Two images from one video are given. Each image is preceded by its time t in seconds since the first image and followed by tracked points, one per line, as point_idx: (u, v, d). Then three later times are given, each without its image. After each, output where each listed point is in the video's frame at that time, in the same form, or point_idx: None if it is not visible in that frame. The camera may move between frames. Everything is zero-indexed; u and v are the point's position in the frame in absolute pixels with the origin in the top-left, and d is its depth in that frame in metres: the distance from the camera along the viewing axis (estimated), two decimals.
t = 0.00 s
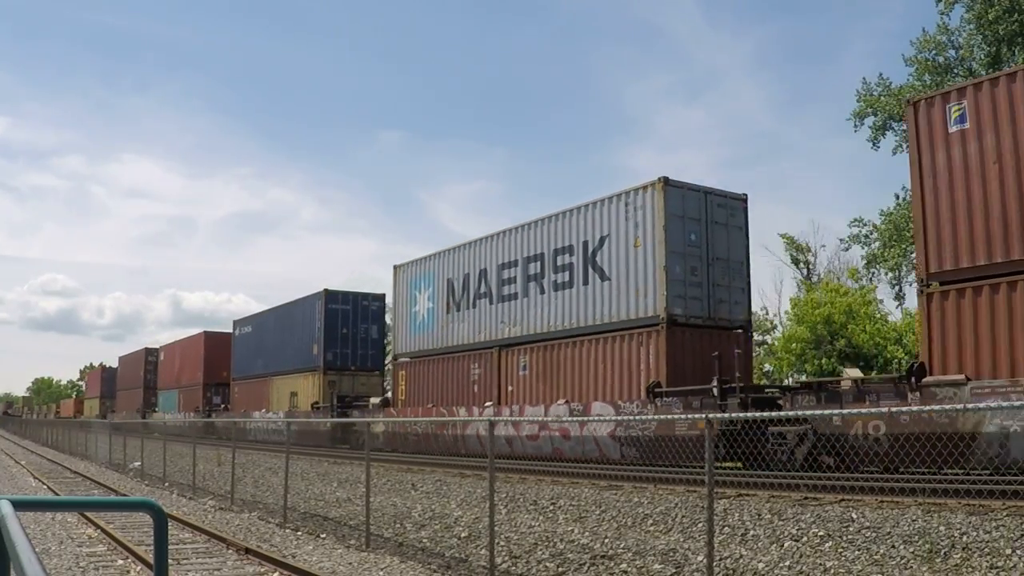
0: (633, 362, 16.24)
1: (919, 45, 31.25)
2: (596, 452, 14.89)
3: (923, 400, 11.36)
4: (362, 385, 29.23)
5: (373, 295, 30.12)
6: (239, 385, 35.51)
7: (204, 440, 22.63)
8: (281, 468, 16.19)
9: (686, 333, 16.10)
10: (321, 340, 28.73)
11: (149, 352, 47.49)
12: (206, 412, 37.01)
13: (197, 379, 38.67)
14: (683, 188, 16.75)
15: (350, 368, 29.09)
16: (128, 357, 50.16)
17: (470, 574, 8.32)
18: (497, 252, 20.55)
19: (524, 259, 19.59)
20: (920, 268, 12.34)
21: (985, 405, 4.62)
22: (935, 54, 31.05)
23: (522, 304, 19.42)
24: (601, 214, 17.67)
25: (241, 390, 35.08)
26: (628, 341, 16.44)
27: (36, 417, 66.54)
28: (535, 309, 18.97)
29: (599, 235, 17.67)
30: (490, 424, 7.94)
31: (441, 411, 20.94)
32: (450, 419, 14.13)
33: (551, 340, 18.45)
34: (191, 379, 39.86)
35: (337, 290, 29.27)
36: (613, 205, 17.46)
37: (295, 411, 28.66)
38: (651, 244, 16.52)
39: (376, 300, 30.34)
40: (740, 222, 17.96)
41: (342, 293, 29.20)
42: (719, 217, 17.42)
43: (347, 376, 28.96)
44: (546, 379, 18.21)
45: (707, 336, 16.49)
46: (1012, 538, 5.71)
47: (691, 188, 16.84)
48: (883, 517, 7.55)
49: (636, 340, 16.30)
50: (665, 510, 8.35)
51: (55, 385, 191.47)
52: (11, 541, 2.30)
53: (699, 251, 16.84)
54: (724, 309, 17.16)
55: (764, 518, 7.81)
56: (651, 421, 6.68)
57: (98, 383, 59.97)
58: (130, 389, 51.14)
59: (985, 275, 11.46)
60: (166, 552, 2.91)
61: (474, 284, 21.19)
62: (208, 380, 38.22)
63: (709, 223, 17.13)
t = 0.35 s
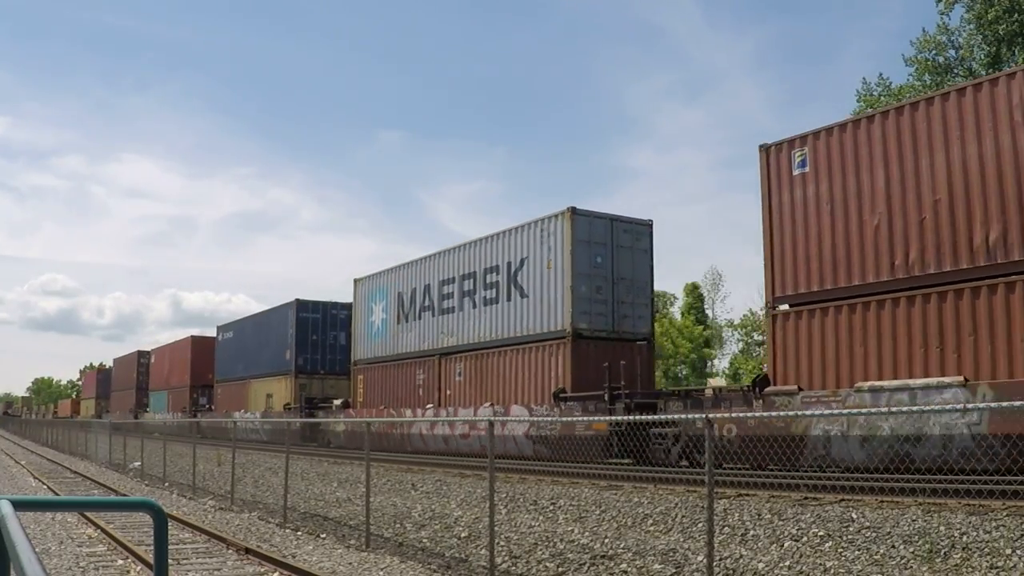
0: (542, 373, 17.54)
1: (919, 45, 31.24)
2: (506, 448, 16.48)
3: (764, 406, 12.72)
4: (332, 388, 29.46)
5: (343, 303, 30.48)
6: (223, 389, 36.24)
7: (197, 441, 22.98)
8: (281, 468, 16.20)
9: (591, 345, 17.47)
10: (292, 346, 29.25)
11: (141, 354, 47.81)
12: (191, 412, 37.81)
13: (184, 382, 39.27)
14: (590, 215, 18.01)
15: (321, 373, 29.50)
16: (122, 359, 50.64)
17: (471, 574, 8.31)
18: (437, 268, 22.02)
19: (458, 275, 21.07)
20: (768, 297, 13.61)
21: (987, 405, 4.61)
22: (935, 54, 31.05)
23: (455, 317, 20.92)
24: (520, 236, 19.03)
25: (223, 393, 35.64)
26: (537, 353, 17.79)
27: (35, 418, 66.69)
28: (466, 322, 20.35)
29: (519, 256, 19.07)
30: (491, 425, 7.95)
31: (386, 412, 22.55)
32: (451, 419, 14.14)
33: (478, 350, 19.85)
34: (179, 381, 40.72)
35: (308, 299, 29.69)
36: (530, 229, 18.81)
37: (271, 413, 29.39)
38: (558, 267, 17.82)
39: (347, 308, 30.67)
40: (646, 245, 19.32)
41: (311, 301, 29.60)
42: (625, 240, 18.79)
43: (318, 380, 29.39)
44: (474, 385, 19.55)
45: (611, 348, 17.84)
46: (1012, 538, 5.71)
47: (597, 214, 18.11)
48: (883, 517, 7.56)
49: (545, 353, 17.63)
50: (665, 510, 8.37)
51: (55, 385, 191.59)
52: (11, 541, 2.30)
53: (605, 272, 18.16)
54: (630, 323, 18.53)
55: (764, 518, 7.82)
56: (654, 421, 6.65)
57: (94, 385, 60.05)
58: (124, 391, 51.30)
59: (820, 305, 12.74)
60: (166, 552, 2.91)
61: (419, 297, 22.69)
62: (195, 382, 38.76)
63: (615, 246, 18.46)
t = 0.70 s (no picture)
0: (474, 378, 20.04)
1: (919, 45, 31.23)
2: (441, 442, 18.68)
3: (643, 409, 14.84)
4: (305, 390, 31.57)
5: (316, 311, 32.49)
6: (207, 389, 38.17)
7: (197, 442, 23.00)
8: (281, 467, 16.21)
9: (517, 355, 19.83)
10: (268, 351, 31.34)
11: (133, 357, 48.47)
12: (178, 413, 39.58)
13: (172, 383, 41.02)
14: (516, 238, 20.37)
15: (294, 376, 31.55)
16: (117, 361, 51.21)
17: (470, 574, 8.31)
18: (392, 284, 24.53)
19: (409, 291, 23.54)
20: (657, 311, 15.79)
21: (987, 406, 4.62)
22: (935, 54, 31.04)
23: (407, 327, 23.40)
24: (459, 256, 21.47)
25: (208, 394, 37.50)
26: (472, 362, 20.17)
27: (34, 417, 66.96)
28: (414, 332, 22.95)
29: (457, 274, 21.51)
30: (490, 425, 7.97)
31: (347, 412, 25.15)
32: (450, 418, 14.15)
33: (424, 356, 22.35)
34: (168, 383, 42.37)
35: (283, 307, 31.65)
36: (466, 250, 21.25)
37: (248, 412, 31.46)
38: (488, 284, 20.23)
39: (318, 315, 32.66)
40: (569, 263, 21.64)
41: (286, 309, 31.58)
42: (549, 260, 21.05)
43: (292, 382, 31.45)
44: (421, 387, 22.07)
45: (536, 356, 20.20)
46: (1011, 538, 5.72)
47: (524, 237, 20.45)
48: (883, 517, 7.55)
49: (478, 361, 20.01)
50: (665, 510, 8.38)
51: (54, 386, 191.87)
52: (11, 542, 2.30)
53: (530, 288, 20.49)
54: (552, 335, 20.75)
55: (764, 518, 7.81)
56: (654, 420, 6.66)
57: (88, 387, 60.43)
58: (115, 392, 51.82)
59: (696, 322, 14.85)
60: (166, 552, 2.91)
61: (377, 309, 25.19)
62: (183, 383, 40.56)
63: (538, 265, 20.78)
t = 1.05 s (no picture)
0: (417, 383, 21.28)
1: (919, 45, 31.18)
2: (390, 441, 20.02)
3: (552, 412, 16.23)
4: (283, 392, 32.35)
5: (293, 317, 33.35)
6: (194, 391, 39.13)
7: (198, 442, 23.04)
8: (281, 468, 16.21)
9: (456, 361, 20.94)
10: (247, 356, 32.13)
11: (127, 359, 48.94)
12: (167, 413, 40.44)
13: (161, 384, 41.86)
14: (456, 256, 21.44)
15: (272, 379, 32.44)
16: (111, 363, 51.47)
17: (471, 574, 8.31)
18: (350, 294, 25.84)
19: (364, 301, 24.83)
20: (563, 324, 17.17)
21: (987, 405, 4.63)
22: (935, 55, 31.00)
23: (362, 336, 24.76)
24: (406, 271, 22.67)
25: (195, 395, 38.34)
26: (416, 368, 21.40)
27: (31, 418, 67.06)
28: (368, 341, 24.10)
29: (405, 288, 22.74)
30: (490, 426, 7.99)
31: (311, 414, 26.43)
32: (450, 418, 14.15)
33: (377, 364, 23.53)
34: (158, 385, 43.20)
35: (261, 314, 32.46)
36: (412, 266, 22.46)
37: (229, 414, 32.38)
38: (429, 299, 21.43)
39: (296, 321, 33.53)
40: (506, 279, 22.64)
41: (265, 316, 32.38)
42: (488, 275, 22.14)
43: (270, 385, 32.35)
44: (374, 392, 23.27)
45: (474, 362, 21.34)
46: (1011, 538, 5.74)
47: (463, 255, 21.52)
48: (883, 517, 7.56)
49: (421, 368, 21.25)
50: (665, 510, 8.39)
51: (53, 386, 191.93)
52: (11, 542, 2.30)
53: (468, 301, 21.54)
54: (490, 343, 21.82)
55: (764, 518, 7.82)
56: (655, 420, 6.65)
57: (83, 387, 60.71)
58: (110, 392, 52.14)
59: (597, 336, 16.08)
60: (166, 552, 2.91)
61: (337, 318, 26.52)
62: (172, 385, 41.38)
63: (478, 280, 21.85)
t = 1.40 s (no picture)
0: (374, 385, 23.87)
1: (919, 45, 31.20)
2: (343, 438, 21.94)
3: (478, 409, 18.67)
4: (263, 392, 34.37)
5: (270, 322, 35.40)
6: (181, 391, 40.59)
7: (200, 442, 23.14)
8: (281, 468, 16.22)
9: (406, 366, 23.50)
10: (229, 360, 34.04)
11: (120, 360, 49.31)
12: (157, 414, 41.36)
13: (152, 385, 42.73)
14: (408, 272, 24.15)
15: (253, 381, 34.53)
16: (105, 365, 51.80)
17: (471, 574, 8.30)
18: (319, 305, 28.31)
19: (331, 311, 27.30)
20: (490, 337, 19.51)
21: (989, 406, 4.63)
22: (935, 55, 31.03)
23: (328, 343, 27.20)
24: (365, 285, 25.35)
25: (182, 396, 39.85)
26: (372, 372, 23.98)
27: (27, 418, 67.09)
28: (332, 347, 26.69)
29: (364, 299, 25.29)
30: (490, 426, 7.99)
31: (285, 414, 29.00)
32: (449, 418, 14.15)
33: (340, 368, 26.14)
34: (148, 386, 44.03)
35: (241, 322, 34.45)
36: (370, 280, 25.03)
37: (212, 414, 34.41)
38: (383, 310, 24.02)
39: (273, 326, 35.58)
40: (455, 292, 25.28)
41: (246, 322, 34.40)
42: (436, 288, 24.79)
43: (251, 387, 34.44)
44: (339, 394, 25.83)
45: (425, 368, 23.91)
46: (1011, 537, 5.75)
47: (414, 271, 24.24)
48: (883, 517, 7.56)
49: (376, 371, 23.92)
50: (665, 510, 8.38)
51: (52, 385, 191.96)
52: (10, 542, 2.30)
53: (419, 312, 24.22)
54: (438, 350, 24.44)
55: (764, 518, 7.82)
56: (655, 420, 6.66)
57: (79, 389, 61.01)
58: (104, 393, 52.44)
59: (516, 345, 18.47)
60: (166, 552, 2.91)
61: (307, 326, 29.15)
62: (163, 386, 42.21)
63: (428, 293, 24.56)
